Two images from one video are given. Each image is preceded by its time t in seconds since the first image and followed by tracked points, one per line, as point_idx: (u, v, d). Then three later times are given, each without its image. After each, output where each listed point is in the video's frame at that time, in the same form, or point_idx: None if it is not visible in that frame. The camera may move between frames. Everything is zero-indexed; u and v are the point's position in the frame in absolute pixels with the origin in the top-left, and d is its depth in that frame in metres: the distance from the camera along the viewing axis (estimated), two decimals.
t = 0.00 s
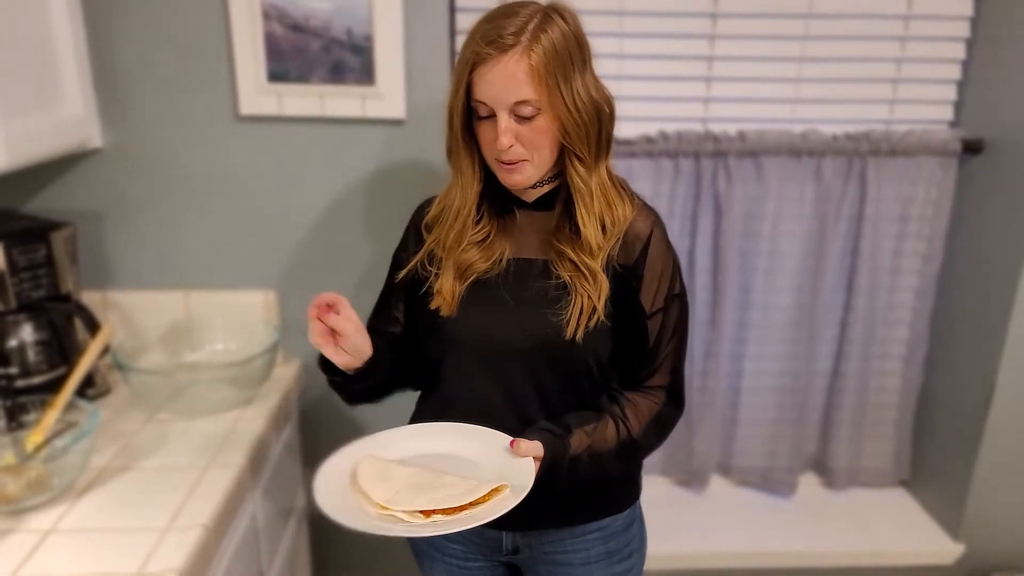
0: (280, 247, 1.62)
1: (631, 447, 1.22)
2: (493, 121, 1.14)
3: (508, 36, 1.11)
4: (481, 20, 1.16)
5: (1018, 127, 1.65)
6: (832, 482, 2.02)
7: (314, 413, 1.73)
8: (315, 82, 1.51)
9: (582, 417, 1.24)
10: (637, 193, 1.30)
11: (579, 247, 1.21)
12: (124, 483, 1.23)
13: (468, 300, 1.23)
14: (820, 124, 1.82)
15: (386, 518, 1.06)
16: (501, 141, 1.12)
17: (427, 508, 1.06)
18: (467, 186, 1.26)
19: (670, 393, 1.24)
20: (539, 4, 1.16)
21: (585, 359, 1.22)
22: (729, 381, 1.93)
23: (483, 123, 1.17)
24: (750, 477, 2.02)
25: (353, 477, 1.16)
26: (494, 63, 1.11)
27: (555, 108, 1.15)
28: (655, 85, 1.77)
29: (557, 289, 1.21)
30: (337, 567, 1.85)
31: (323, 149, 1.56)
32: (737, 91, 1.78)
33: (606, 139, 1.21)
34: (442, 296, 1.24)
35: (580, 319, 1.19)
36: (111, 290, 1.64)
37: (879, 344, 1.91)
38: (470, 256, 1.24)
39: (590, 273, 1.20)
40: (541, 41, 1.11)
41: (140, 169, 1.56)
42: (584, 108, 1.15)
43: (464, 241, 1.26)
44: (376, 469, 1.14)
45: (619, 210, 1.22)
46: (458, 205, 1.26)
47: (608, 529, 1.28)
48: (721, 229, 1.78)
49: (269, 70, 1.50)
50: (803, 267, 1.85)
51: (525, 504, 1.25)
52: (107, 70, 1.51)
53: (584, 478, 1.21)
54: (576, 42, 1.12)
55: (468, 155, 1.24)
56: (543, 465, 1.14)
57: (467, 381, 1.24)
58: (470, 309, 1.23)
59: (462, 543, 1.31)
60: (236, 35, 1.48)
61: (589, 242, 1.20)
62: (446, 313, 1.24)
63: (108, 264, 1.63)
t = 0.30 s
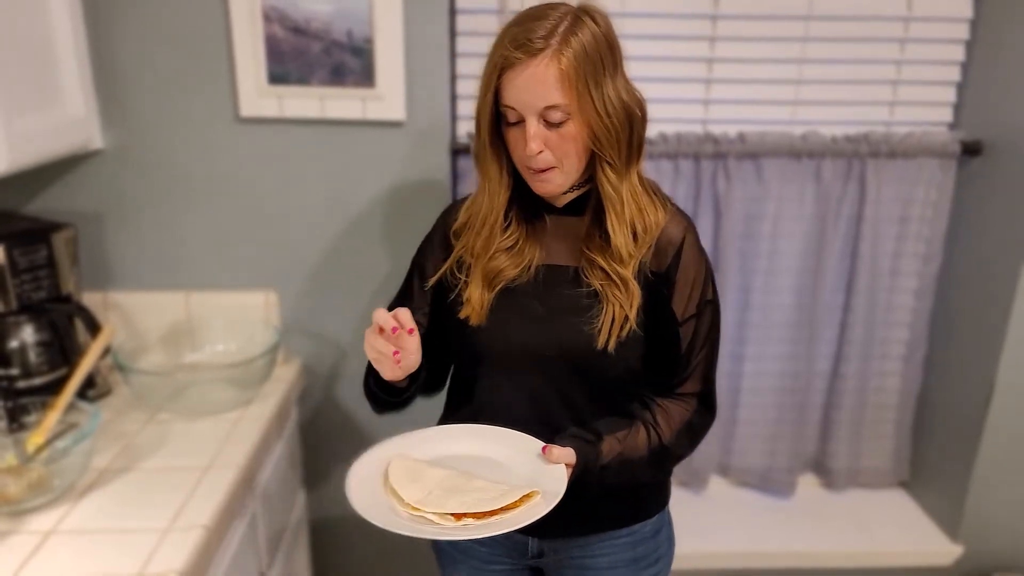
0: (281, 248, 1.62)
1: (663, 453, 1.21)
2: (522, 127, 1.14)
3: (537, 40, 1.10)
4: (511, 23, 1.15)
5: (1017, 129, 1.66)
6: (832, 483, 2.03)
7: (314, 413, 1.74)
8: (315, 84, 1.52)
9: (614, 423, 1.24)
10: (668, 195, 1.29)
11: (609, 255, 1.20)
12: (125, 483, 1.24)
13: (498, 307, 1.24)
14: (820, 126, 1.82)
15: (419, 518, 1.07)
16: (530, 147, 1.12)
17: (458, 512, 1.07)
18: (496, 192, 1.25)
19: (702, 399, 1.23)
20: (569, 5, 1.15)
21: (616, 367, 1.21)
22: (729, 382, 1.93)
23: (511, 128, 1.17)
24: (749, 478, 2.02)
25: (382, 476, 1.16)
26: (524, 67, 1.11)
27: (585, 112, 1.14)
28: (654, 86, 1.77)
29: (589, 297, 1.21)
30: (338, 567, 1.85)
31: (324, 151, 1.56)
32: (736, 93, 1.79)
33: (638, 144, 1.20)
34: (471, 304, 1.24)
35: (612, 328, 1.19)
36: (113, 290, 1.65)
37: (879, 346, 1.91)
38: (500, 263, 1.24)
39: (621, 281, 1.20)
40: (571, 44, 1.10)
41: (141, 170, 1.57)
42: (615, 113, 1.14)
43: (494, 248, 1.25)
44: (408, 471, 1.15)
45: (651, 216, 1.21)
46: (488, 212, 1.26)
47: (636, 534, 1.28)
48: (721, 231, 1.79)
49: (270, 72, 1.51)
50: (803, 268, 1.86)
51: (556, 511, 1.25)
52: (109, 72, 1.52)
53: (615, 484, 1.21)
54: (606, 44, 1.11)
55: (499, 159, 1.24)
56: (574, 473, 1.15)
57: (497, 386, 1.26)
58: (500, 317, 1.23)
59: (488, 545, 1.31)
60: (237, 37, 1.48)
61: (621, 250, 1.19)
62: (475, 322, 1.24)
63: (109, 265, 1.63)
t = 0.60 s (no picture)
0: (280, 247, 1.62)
1: (707, 461, 1.22)
2: (567, 128, 1.13)
3: (586, 39, 1.09)
4: (556, 23, 1.14)
5: (1017, 129, 1.65)
6: (832, 482, 2.02)
7: (313, 412, 1.73)
8: (315, 82, 1.51)
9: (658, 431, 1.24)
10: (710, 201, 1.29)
11: (655, 260, 1.20)
12: (123, 483, 1.23)
13: (540, 315, 1.21)
14: (821, 125, 1.82)
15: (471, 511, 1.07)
16: (578, 149, 1.11)
17: (511, 504, 1.07)
18: (540, 197, 1.23)
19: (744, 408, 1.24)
20: (616, 4, 1.14)
21: (661, 375, 1.21)
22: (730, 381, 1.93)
23: (555, 130, 1.15)
24: (749, 477, 2.02)
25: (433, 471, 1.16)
26: (573, 67, 1.09)
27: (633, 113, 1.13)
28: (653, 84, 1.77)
29: (634, 304, 1.20)
30: (336, 566, 1.84)
31: (323, 150, 1.56)
32: (736, 92, 1.78)
33: (684, 147, 1.19)
34: (513, 313, 1.22)
35: (660, 336, 1.19)
36: (111, 289, 1.64)
37: (879, 345, 1.91)
38: (542, 270, 1.22)
39: (667, 288, 1.19)
40: (621, 44, 1.09)
41: (140, 169, 1.56)
42: (664, 115, 1.13)
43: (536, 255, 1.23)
44: (460, 466, 1.15)
45: (697, 222, 1.21)
46: (529, 217, 1.24)
47: (673, 539, 1.27)
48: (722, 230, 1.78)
49: (269, 70, 1.50)
50: (804, 267, 1.85)
51: (600, 518, 1.23)
52: (108, 70, 1.51)
53: (659, 491, 1.21)
54: (656, 44, 1.10)
55: (541, 162, 1.21)
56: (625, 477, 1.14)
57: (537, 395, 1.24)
58: (543, 325, 1.21)
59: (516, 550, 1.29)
60: (236, 35, 1.48)
61: (667, 256, 1.19)
62: (517, 330, 1.22)
63: (107, 264, 1.62)
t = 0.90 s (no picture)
0: (280, 245, 1.61)
1: (755, 467, 1.18)
2: (617, 128, 1.10)
3: (636, 37, 1.07)
4: (602, 21, 1.11)
5: (1018, 127, 1.64)
6: (832, 482, 2.02)
7: (311, 411, 1.72)
8: (314, 80, 1.51)
9: (704, 436, 1.20)
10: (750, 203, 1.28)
11: (701, 261, 1.18)
12: (120, 482, 1.23)
13: (586, 319, 1.18)
14: (821, 123, 1.81)
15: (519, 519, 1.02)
16: (626, 148, 1.09)
17: (560, 511, 1.01)
18: (586, 198, 1.19)
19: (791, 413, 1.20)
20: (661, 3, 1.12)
21: (708, 377, 1.18)
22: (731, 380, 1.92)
23: (602, 129, 1.12)
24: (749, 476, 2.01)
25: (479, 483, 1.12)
26: (624, 64, 1.07)
27: (682, 111, 1.11)
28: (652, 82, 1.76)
29: (682, 306, 1.17)
30: (334, 567, 1.83)
31: (323, 149, 1.55)
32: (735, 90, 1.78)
33: (730, 146, 1.18)
34: (558, 317, 1.17)
35: (709, 337, 1.16)
36: (109, 288, 1.63)
37: (881, 344, 1.90)
38: (587, 274, 1.18)
39: (714, 289, 1.17)
40: (672, 42, 1.07)
41: (138, 167, 1.56)
42: (713, 113, 1.12)
43: (583, 258, 1.19)
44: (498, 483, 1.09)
45: (743, 223, 1.19)
46: (576, 219, 1.19)
47: (719, 549, 1.26)
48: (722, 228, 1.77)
49: (268, 67, 1.49)
50: (805, 265, 1.84)
51: (648, 527, 1.21)
52: (106, 67, 1.50)
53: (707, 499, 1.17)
54: (706, 43, 1.09)
55: (588, 163, 1.17)
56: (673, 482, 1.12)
57: (580, 400, 1.21)
58: (589, 328, 1.18)
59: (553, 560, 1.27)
60: (234, 33, 1.47)
61: (715, 257, 1.17)
62: (564, 334, 1.18)
63: (105, 262, 1.62)
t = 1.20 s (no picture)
0: (280, 244, 1.61)
1: (791, 475, 1.16)
2: (645, 122, 1.10)
3: (662, 32, 1.07)
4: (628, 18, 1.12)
5: (1019, 125, 1.64)
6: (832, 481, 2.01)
7: (310, 410, 1.72)
8: (312, 77, 1.50)
9: (737, 441, 1.18)
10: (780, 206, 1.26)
11: (732, 259, 1.16)
12: (117, 481, 1.22)
13: (615, 318, 1.17)
14: (821, 121, 1.80)
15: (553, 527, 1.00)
16: (654, 141, 1.08)
17: (598, 521, 0.98)
18: (616, 196, 1.19)
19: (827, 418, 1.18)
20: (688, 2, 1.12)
21: (739, 379, 1.17)
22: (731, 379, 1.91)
23: (629, 125, 1.12)
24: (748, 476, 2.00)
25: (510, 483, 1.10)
26: (651, 58, 1.07)
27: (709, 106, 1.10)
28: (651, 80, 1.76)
29: (712, 306, 1.16)
30: (331, 566, 1.83)
31: (322, 147, 1.54)
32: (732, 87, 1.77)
33: (759, 145, 1.17)
34: (588, 315, 1.17)
35: (741, 336, 1.15)
36: (107, 286, 1.63)
37: (881, 343, 1.90)
38: (616, 274, 1.18)
39: (745, 288, 1.16)
40: (698, 36, 1.07)
41: (136, 165, 1.55)
42: (740, 109, 1.11)
43: (615, 258, 1.18)
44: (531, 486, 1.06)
45: (773, 222, 1.18)
46: (607, 218, 1.20)
47: (754, 567, 1.25)
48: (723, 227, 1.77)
49: (265, 64, 1.49)
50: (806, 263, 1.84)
51: (681, 542, 1.20)
52: (104, 64, 1.50)
53: (741, 506, 1.15)
54: (733, 39, 1.08)
55: (618, 161, 1.17)
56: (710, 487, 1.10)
57: (609, 402, 1.19)
58: (618, 327, 1.16)
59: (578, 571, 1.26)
60: (231, 29, 1.46)
61: (746, 255, 1.16)
62: (593, 333, 1.17)
63: (103, 261, 1.61)
